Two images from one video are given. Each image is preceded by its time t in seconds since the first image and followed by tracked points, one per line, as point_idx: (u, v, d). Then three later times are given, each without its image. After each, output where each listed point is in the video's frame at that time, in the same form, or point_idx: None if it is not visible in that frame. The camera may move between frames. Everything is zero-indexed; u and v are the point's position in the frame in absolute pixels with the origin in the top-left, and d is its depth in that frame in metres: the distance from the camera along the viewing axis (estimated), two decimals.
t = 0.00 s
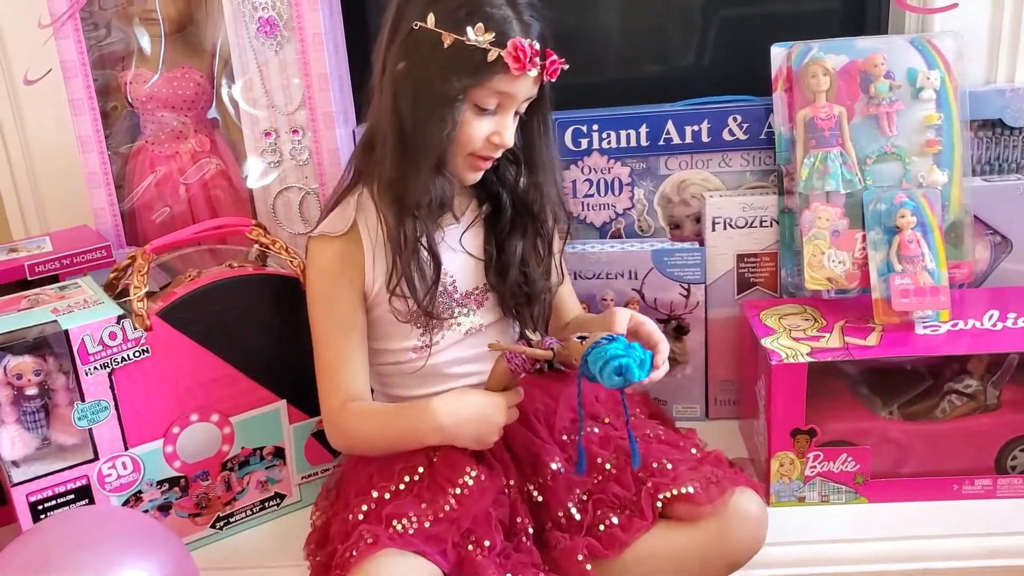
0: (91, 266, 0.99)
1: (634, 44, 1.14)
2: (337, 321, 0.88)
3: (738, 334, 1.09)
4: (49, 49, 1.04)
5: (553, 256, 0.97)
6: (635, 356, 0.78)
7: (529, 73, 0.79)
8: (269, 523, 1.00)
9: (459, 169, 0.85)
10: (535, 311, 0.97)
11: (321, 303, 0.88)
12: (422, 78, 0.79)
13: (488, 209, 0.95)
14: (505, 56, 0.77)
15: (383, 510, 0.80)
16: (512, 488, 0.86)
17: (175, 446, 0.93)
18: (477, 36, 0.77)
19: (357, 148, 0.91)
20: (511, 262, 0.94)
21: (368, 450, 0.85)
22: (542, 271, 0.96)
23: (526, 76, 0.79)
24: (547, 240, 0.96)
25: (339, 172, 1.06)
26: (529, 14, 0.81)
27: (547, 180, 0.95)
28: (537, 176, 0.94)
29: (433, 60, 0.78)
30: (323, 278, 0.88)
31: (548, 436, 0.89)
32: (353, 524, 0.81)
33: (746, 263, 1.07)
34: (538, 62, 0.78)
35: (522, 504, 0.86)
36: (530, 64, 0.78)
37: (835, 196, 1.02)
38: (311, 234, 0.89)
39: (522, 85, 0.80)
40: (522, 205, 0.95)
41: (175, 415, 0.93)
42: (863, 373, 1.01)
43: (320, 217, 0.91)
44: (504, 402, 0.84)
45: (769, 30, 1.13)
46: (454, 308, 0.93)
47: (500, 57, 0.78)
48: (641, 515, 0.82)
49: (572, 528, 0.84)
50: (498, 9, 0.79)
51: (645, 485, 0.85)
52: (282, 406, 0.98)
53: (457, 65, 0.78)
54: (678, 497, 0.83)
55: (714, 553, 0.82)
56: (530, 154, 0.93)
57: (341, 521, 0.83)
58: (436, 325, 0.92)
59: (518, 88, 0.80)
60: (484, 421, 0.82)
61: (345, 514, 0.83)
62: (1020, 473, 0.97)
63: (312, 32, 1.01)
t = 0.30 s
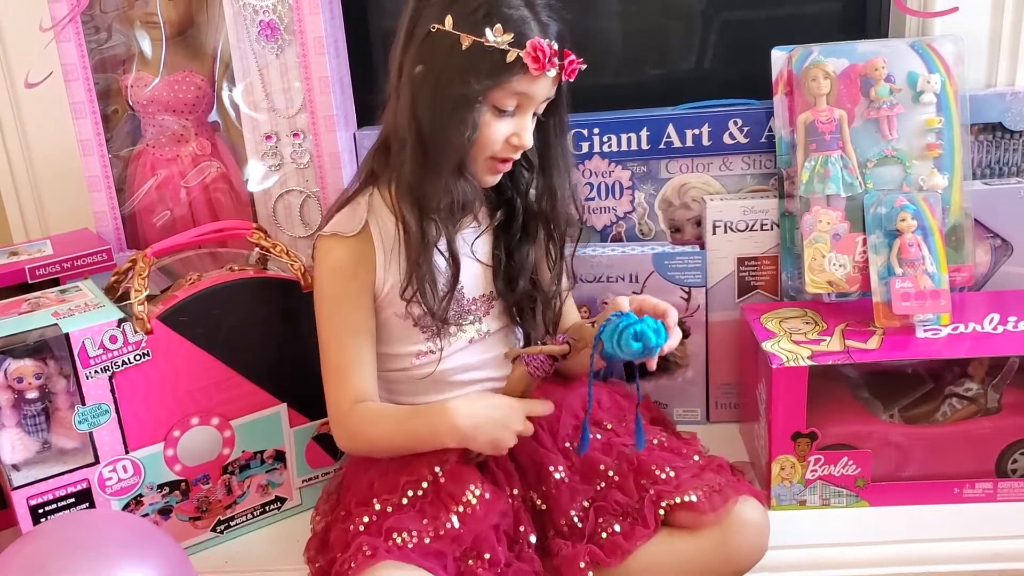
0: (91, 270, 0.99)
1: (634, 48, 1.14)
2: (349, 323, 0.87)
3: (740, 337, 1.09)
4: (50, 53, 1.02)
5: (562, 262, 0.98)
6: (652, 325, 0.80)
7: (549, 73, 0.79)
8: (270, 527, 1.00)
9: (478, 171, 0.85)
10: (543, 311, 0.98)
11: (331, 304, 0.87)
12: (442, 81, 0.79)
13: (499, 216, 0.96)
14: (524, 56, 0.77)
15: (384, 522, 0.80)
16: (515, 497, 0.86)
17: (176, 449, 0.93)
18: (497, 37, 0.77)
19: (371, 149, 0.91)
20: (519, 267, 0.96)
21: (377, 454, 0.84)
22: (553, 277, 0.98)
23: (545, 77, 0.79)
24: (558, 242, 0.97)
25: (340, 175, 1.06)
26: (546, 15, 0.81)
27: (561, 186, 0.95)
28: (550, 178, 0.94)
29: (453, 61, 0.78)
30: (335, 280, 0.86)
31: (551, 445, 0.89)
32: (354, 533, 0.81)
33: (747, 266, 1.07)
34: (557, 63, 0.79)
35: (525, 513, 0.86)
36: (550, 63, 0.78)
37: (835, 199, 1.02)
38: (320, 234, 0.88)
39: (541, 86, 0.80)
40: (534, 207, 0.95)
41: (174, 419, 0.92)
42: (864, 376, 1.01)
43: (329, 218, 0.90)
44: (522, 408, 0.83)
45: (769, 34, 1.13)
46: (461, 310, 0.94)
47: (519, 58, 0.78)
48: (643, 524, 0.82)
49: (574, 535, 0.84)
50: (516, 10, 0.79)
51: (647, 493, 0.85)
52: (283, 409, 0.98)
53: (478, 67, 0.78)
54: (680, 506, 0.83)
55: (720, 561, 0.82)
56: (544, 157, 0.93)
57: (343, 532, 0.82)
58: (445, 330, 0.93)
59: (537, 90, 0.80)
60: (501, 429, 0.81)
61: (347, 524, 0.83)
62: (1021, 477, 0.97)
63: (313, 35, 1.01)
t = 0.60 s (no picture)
0: (93, 272, 0.99)
1: (636, 51, 1.14)
2: (369, 323, 0.87)
3: (741, 341, 1.09)
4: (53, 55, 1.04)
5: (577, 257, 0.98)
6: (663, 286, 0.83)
7: (551, 61, 0.79)
8: (271, 529, 1.00)
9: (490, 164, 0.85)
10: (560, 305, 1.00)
11: (352, 309, 0.87)
12: (446, 76, 0.80)
13: (512, 215, 0.96)
14: (526, 46, 0.77)
15: (398, 524, 0.79)
16: (522, 501, 0.85)
17: (178, 452, 0.93)
18: (497, 29, 0.78)
19: (382, 151, 0.91)
20: (534, 264, 0.96)
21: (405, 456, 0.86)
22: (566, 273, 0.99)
23: (548, 64, 0.79)
24: (570, 234, 0.97)
25: (342, 178, 1.06)
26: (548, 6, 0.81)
27: (570, 180, 0.95)
28: (560, 171, 0.94)
29: (456, 56, 0.79)
30: (356, 282, 0.86)
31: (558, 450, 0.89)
32: (366, 533, 0.80)
33: (749, 269, 1.07)
34: (559, 51, 0.79)
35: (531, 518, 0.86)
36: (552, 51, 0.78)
37: (837, 203, 1.02)
38: (337, 237, 0.88)
39: (544, 74, 0.80)
40: (545, 202, 0.96)
41: (175, 421, 0.92)
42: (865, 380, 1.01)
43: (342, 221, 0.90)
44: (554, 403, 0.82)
45: (771, 38, 1.13)
46: (478, 310, 0.94)
47: (521, 48, 0.78)
48: (646, 529, 0.82)
49: (578, 541, 0.84)
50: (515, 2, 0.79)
51: (650, 498, 0.84)
52: (284, 412, 0.98)
53: (481, 59, 0.78)
54: (683, 511, 0.83)
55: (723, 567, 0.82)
56: (554, 153, 0.93)
57: (360, 524, 0.82)
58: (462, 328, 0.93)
59: (541, 79, 0.80)
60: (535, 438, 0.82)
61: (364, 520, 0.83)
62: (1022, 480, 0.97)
63: (315, 38, 1.01)
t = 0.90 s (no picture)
0: (95, 277, 0.99)
1: (638, 56, 1.14)
2: (381, 324, 0.87)
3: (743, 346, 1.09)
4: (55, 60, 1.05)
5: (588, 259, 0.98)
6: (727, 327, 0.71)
7: (533, 60, 0.79)
8: (271, 534, 1.00)
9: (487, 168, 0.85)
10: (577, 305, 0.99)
11: (366, 311, 0.87)
12: (434, 84, 0.81)
13: (519, 220, 0.97)
14: (505, 48, 0.78)
15: (393, 532, 0.79)
16: (521, 503, 0.85)
17: (179, 457, 0.93)
18: (474, 34, 0.79)
19: (390, 163, 0.93)
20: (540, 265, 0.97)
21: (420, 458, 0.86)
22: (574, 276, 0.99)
23: (530, 63, 0.80)
24: (579, 235, 0.97)
25: (343, 183, 1.06)
26: (536, 7, 0.81)
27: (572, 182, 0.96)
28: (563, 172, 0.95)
29: (443, 64, 0.80)
30: (369, 285, 0.87)
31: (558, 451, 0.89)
32: (362, 541, 0.80)
33: (749, 275, 1.07)
34: (541, 49, 0.79)
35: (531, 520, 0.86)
36: (530, 49, 0.78)
37: (838, 208, 1.02)
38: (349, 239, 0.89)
39: (531, 74, 0.80)
40: (551, 203, 0.96)
41: (176, 426, 0.93)
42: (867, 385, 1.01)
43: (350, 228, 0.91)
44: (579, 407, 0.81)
45: (771, 43, 1.13)
46: (491, 313, 0.94)
47: (501, 50, 0.79)
48: (647, 532, 0.82)
49: (578, 543, 0.84)
50: (498, 4, 0.79)
51: (650, 502, 0.84)
52: (285, 417, 0.98)
53: (466, 64, 0.79)
54: (683, 513, 0.83)
55: (722, 567, 0.82)
56: (559, 155, 0.94)
57: (355, 534, 0.82)
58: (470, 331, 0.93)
59: (529, 80, 0.81)
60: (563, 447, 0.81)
61: (359, 529, 0.82)
62: None
63: (316, 43, 1.01)
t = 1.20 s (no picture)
0: (95, 282, 0.99)
1: (638, 61, 1.14)
2: (393, 332, 0.87)
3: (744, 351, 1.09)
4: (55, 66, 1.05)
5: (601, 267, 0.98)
6: (759, 428, 0.72)
7: (544, 74, 0.79)
8: (270, 539, 0.99)
9: (494, 178, 0.85)
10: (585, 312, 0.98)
11: (380, 315, 0.87)
12: (444, 94, 0.81)
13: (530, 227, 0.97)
14: (515, 61, 0.78)
15: (392, 536, 0.79)
16: (522, 510, 0.85)
17: (178, 462, 0.93)
18: (485, 45, 0.78)
19: (403, 164, 0.93)
20: (551, 272, 0.97)
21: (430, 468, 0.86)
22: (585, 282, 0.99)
23: (540, 78, 0.79)
24: (590, 244, 0.97)
25: (343, 188, 1.06)
26: (551, 18, 0.81)
27: (584, 190, 0.96)
28: (575, 179, 0.95)
29: (452, 74, 0.80)
30: (383, 294, 0.87)
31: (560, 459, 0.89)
32: (361, 545, 0.79)
33: (749, 280, 1.07)
34: (552, 63, 0.79)
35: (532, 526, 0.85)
36: (541, 64, 0.78)
37: (838, 213, 1.02)
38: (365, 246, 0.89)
39: (541, 88, 0.80)
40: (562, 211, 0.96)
41: (176, 431, 0.92)
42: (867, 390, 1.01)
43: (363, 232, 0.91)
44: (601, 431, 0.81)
45: (771, 49, 1.13)
46: (500, 319, 0.95)
47: (511, 64, 0.78)
48: (647, 538, 0.82)
49: (578, 549, 0.84)
50: (510, 15, 0.79)
51: (651, 508, 0.84)
52: (285, 423, 0.98)
53: (475, 76, 0.79)
54: (683, 521, 0.83)
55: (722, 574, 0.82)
56: (571, 162, 0.94)
57: (354, 536, 0.82)
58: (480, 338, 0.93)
59: (540, 93, 0.80)
60: (583, 472, 0.81)
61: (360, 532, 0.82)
62: None
63: (316, 48, 1.01)
